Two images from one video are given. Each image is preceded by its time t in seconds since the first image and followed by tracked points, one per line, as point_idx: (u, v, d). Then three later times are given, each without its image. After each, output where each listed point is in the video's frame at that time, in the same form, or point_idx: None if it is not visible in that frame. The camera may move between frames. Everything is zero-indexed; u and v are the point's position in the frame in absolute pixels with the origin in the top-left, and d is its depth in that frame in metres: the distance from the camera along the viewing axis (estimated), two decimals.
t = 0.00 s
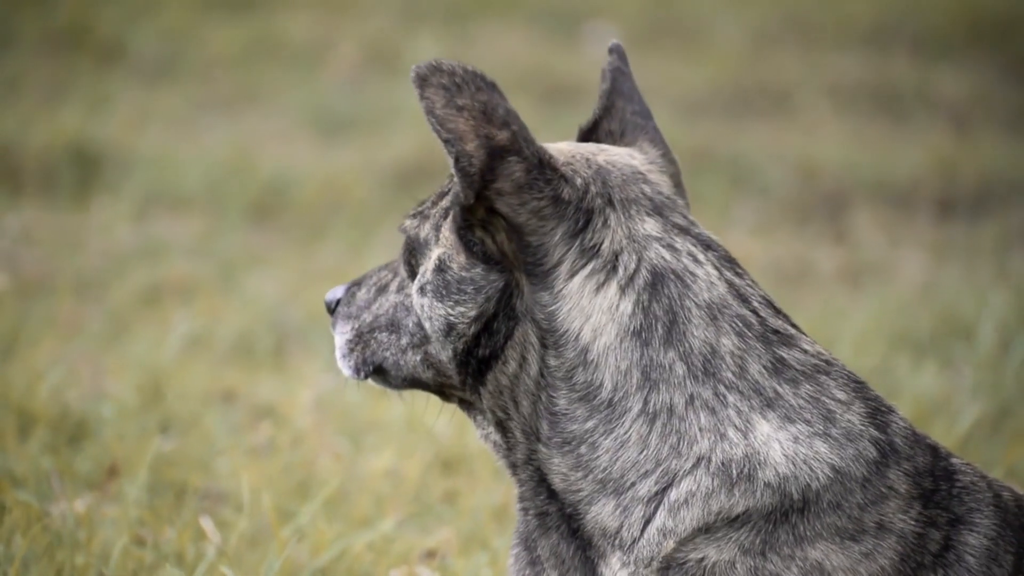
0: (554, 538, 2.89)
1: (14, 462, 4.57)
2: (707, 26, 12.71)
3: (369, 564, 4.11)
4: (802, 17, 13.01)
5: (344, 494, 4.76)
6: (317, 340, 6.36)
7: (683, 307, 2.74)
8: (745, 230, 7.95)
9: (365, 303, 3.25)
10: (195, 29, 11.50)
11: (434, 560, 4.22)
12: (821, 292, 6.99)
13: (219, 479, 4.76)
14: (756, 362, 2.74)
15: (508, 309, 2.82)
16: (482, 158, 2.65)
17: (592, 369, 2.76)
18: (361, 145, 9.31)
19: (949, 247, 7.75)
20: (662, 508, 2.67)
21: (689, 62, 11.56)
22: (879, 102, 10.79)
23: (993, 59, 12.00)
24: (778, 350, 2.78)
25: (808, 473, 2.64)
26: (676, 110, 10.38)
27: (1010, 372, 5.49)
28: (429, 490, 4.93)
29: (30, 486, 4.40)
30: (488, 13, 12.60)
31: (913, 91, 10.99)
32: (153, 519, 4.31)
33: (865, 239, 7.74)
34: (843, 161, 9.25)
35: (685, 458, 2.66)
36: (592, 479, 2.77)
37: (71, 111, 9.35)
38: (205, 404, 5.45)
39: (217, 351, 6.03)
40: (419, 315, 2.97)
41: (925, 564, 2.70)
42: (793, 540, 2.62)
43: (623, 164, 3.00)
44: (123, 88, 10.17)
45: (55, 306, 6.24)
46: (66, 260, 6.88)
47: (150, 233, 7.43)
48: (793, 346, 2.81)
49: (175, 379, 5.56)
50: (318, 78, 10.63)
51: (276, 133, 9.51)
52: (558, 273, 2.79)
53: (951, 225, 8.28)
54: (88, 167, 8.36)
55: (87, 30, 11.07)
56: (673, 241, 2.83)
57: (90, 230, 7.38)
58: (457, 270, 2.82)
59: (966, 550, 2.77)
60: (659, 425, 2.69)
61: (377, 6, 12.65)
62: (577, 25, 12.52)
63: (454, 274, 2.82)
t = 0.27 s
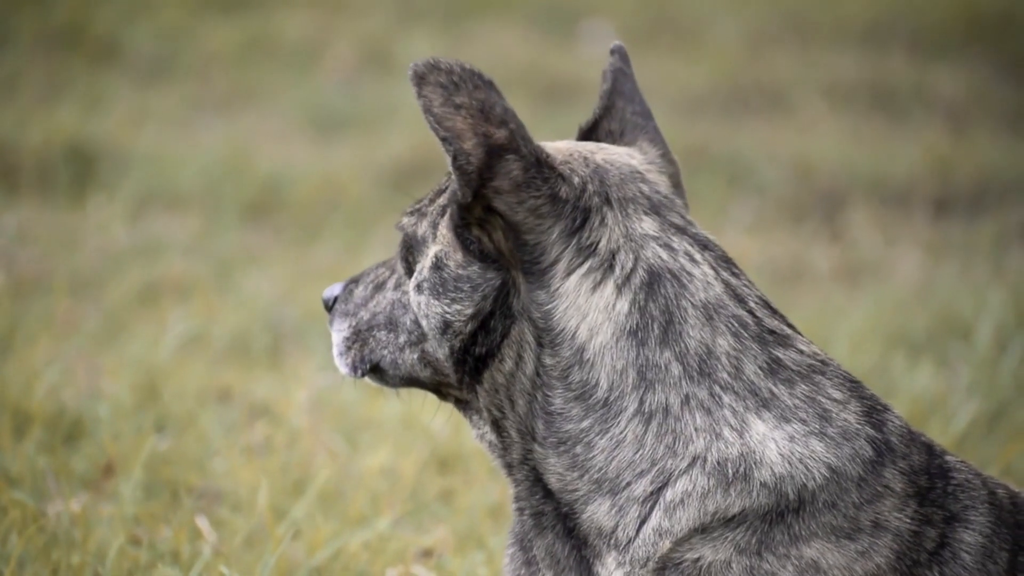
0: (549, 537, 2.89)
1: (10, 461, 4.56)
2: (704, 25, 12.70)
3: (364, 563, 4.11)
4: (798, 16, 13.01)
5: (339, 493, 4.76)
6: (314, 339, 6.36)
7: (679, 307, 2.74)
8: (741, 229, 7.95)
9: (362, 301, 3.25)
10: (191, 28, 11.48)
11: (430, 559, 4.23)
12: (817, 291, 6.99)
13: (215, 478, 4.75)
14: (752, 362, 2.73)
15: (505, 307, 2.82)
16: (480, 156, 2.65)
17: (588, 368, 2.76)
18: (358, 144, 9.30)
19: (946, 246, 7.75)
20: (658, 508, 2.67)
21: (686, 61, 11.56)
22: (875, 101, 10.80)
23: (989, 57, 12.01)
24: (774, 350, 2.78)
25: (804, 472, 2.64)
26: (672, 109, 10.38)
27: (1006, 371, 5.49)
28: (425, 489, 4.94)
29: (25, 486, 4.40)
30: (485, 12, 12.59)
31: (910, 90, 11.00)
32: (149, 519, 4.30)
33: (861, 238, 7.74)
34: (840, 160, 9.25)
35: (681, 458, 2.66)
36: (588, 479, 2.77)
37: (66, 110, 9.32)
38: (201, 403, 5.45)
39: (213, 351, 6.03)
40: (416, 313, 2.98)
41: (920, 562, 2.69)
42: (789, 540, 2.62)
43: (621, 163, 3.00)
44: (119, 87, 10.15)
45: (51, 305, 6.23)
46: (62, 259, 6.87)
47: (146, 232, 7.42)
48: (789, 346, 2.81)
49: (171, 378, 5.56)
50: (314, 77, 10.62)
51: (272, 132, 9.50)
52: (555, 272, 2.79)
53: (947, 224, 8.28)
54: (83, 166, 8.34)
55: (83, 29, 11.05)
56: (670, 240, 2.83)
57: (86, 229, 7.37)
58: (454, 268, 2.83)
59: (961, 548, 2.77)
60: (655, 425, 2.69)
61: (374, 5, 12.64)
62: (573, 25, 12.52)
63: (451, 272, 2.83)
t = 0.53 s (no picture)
0: (550, 541, 2.89)
1: (10, 461, 4.56)
2: (703, 26, 12.70)
3: (366, 564, 4.11)
4: (797, 17, 13.02)
5: (340, 495, 4.76)
6: (314, 340, 6.36)
7: (681, 311, 2.75)
8: (741, 230, 7.95)
9: (363, 306, 3.24)
10: (190, 29, 11.48)
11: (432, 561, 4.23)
12: (816, 292, 7.00)
13: (216, 479, 4.75)
14: (754, 366, 2.74)
15: (506, 313, 2.82)
16: (480, 161, 2.65)
17: (590, 372, 2.76)
18: (357, 145, 9.30)
19: (946, 247, 7.75)
20: (661, 512, 2.67)
21: (685, 62, 11.56)
22: (874, 102, 10.80)
23: (988, 58, 12.02)
24: (776, 354, 2.78)
25: (806, 476, 2.64)
26: (672, 110, 10.38)
27: (1006, 372, 5.50)
28: (426, 491, 4.94)
29: (27, 487, 4.40)
30: (484, 13, 12.59)
31: (909, 91, 11.00)
32: (151, 520, 4.31)
33: (861, 239, 7.74)
34: (839, 160, 9.26)
35: (683, 462, 2.67)
36: (590, 483, 2.77)
37: (66, 110, 9.32)
38: (202, 404, 5.45)
39: (213, 352, 6.03)
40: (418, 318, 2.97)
41: (923, 566, 2.69)
42: (792, 543, 2.62)
43: (621, 166, 3.00)
44: (119, 88, 10.15)
45: (51, 306, 6.23)
46: (62, 260, 6.87)
47: (146, 233, 7.42)
48: (791, 349, 2.81)
49: (171, 379, 5.56)
50: (314, 78, 10.62)
51: (272, 132, 9.51)
52: (556, 276, 2.79)
53: (947, 225, 8.29)
54: (83, 166, 8.34)
55: (82, 29, 11.04)
56: (671, 243, 2.83)
57: (86, 230, 7.37)
58: (455, 273, 2.83)
59: (964, 552, 2.77)
60: (657, 430, 2.69)
61: (373, 6, 12.64)
62: (572, 25, 12.52)
63: (451, 277, 2.83)
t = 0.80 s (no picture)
0: (546, 542, 2.90)
1: (9, 460, 4.56)
2: (702, 25, 12.69)
3: (364, 562, 4.12)
4: (796, 16, 13.01)
5: (339, 493, 4.76)
6: (313, 338, 6.36)
7: (673, 310, 2.75)
8: (740, 228, 7.94)
9: (359, 313, 3.27)
10: (189, 28, 11.46)
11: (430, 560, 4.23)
12: (815, 290, 6.99)
13: (215, 478, 4.75)
14: (747, 365, 2.74)
15: (498, 316, 2.83)
16: (469, 166, 2.66)
17: (583, 374, 2.77)
18: (356, 144, 9.30)
19: (945, 245, 7.75)
20: (657, 511, 2.67)
21: (684, 60, 11.55)
22: (874, 100, 10.80)
23: (987, 57, 12.01)
24: (769, 353, 2.78)
25: (802, 474, 2.64)
26: (671, 108, 10.37)
27: (1005, 370, 5.50)
28: (425, 490, 4.94)
29: (26, 486, 4.40)
30: (483, 12, 12.58)
31: (908, 89, 11.00)
32: (150, 518, 4.31)
33: (860, 238, 7.74)
34: (839, 159, 9.25)
35: (678, 461, 2.67)
36: (586, 484, 2.77)
37: (64, 109, 9.31)
38: (201, 402, 5.45)
39: (212, 351, 6.03)
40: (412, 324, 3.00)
41: (921, 564, 2.70)
42: (788, 541, 2.62)
43: (612, 167, 3.00)
44: (117, 86, 10.14)
45: (50, 304, 6.22)
46: (61, 259, 6.86)
47: (145, 231, 7.41)
48: (784, 348, 2.81)
49: (170, 378, 5.55)
50: (313, 76, 10.62)
51: (271, 131, 9.50)
52: (548, 278, 2.79)
53: (946, 223, 8.29)
54: (82, 165, 8.33)
55: (81, 28, 11.03)
56: (663, 243, 2.83)
57: (84, 228, 7.36)
58: (447, 278, 2.84)
59: (963, 550, 2.77)
60: (652, 430, 2.70)
61: (372, 4, 12.62)
62: (571, 24, 12.50)
63: (443, 282, 2.84)
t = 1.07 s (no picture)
0: (547, 545, 2.98)
1: (9, 462, 4.57)
2: (702, 26, 12.70)
3: (364, 564, 4.13)
4: (797, 17, 13.02)
5: (338, 495, 4.77)
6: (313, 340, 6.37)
7: (685, 317, 2.86)
8: (740, 230, 7.95)
9: (334, 317, 3.18)
10: (189, 29, 11.46)
11: (429, 561, 4.25)
12: (815, 292, 7.00)
13: (214, 479, 4.77)
14: (754, 369, 2.85)
15: (513, 325, 2.89)
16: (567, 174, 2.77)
17: (596, 380, 2.86)
18: (356, 145, 9.30)
19: (944, 247, 7.75)
20: (659, 514, 2.78)
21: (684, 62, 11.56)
22: (874, 102, 10.80)
23: (987, 58, 12.02)
24: (775, 355, 2.89)
25: (805, 477, 2.75)
26: (671, 110, 10.38)
27: (1004, 372, 5.51)
28: (425, 491, 4.95)
29: (26, 487, 4.41)
30: (483, 14, 12.57)
31: (908, 91, 11.01)
32: (149, 519, 4.32)
33: (859, 239, 7.75)
34: (838, 160, 9.26)
35: (684, 464, 2.78)
36: (590, 489, 2.87)
37: (64, 110, 9.31)
38: (201, 403, 5.46)
39: (212, 353, 6.04)
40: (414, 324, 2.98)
41: (917, 565, 2.78)
42: (786, 544, 2.72)
43: (611, 172, 3.09)
44: (117, 88, 10.14)
45: (50, 306, 6.24)
46: (61, 260, 6.87)
47: (145, 233, 7.42)
48: (789, 350, 2.92)
49: (170, 379, 5.56)
50: (313, 78, 10.62)
51: (271, 132, 9.50)
52: (565, 286, 2.88)
53: (946, 225, 8.30)
54: (82, 166, 8.34)
55: (81, 29, 11.03)
56: (673, 247, 2.94)
57: (84, 229, 7.37)
58: (468, 283, 2.89)
59: (958, 551, 2.84)
60: (661, 435, 2.80)
61: (372, 5, 12.62)
62: (571, 25, 12.50)
63: (462, 288, 2.89)
